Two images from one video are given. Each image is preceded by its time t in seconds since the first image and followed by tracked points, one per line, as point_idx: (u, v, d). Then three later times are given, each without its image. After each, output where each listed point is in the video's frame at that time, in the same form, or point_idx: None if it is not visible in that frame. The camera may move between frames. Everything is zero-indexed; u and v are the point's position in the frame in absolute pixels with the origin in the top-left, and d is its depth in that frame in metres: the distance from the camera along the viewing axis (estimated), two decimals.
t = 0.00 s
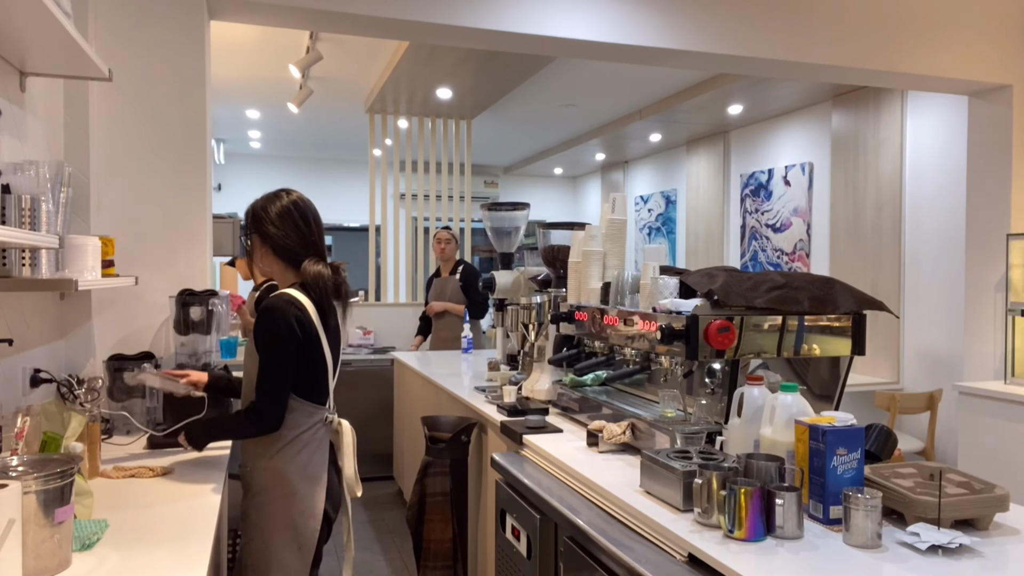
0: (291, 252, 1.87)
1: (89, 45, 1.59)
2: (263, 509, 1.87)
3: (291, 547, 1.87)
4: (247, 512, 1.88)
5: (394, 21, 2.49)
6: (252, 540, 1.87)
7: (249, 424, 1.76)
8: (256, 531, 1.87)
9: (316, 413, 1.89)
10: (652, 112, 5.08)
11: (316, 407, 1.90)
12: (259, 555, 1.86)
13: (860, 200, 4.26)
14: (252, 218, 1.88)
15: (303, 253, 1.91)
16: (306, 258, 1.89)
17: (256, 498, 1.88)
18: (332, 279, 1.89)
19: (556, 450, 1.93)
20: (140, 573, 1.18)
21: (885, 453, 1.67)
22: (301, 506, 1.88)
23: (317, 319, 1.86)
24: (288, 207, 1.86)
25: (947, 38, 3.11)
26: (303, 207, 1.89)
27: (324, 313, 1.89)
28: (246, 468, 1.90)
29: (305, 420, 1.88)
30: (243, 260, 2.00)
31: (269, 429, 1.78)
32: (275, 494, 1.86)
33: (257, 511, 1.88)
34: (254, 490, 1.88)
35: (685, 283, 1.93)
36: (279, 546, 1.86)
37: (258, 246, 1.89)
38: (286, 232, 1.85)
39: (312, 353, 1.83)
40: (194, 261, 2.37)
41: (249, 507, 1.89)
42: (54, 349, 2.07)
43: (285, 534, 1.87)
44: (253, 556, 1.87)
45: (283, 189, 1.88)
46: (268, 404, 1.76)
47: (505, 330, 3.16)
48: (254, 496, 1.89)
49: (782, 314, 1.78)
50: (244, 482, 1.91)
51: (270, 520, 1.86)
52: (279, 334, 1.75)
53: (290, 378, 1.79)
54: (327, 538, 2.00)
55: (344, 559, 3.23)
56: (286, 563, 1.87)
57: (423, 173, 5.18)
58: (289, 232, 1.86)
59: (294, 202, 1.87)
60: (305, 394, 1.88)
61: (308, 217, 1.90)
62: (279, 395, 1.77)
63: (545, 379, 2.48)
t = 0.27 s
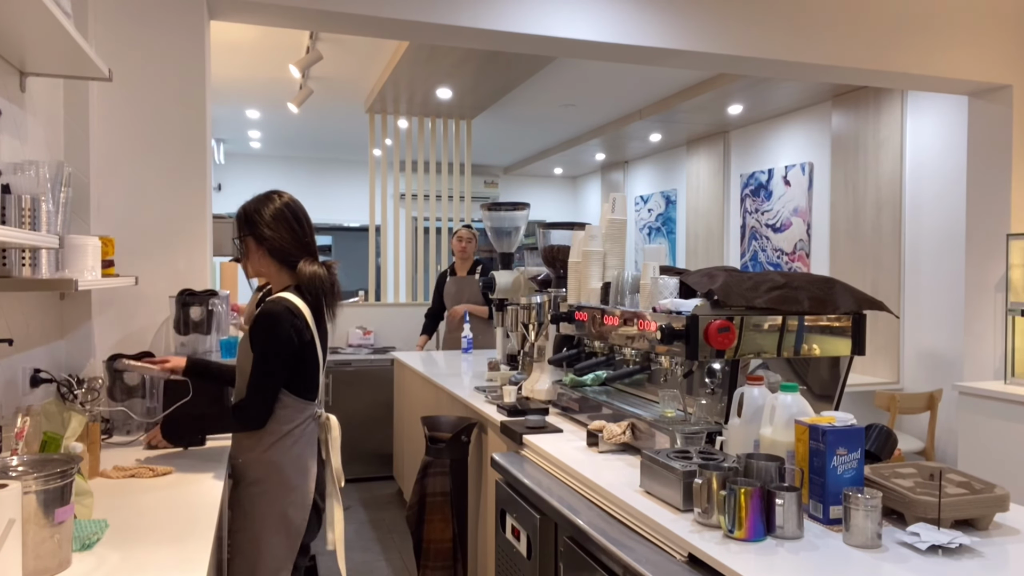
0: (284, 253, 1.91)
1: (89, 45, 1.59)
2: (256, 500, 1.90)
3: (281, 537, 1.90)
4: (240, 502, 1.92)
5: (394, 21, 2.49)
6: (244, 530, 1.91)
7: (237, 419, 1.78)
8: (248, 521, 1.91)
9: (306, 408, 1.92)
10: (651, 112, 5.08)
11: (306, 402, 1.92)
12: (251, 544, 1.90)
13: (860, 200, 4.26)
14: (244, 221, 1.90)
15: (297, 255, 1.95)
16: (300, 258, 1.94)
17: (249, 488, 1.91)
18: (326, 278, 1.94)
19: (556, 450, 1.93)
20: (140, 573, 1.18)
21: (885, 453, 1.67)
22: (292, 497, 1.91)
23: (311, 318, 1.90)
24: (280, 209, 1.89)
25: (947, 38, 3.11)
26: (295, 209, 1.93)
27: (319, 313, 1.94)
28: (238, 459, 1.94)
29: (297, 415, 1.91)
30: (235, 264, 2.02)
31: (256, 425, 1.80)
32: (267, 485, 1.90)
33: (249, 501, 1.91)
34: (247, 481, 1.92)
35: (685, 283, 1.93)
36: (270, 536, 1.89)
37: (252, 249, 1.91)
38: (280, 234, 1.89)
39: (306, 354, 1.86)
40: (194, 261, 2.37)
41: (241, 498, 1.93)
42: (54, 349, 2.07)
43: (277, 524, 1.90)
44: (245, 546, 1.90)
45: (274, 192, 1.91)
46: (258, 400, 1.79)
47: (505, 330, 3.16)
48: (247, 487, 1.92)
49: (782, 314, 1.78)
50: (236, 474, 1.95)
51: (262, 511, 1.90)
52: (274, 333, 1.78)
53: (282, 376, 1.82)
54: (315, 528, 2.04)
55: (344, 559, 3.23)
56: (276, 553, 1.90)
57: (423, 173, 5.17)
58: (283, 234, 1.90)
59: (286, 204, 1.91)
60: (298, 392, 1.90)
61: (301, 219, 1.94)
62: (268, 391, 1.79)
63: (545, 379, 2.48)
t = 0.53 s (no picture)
0: (283, 254, 1.92)
1: (89, 45, 1.59)
2: (262, 492, 1.91)
3: (288, 527, 1.94)
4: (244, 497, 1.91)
5: (394, 21, 2.49)
6: (250, 523, 1.91)
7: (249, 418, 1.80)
8: (253, 514, 1.91)
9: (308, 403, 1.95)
10: (651, 112, 5.08)
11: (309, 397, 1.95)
12: (258, 537, 1.90)
13: (860, 200, 4.26)
14: (239, 224, 1.90)
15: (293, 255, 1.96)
16: (298, 258, 1.95)
17: (253, 482, 1.91)
18: (323, 276, 1.97)
19: (555, 450, 1.93)
20: (141, 573, 1.18)
21: (885, 453, 1.67)
22: (298, 488, 1.94)
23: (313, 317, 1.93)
24: (275, 211, 1.90)
25: (947, 38, 3.11)
26: (288, 210, 1.94)
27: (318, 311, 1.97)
28: (240, 453, 1.94)
29: (299, 409, 1.93)
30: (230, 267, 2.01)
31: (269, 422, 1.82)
32: (274, 478, 1.91)
33: (255, 494, 1.91)
34: (251, 474, 1.92)
35: (685, 283, 1.93)
36: (279, 527, 1.91)
37: (249, 252, 1.92)
38: (277, 236, 1.90)
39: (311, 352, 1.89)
40: (194, 261, 2.37)
41: (245, 491, 1.92)
42: (54, 349, 2.07)
43: (283, 515, 1.92)
44: (251, 538, 1.90)
45: (266, 194, 1.92)
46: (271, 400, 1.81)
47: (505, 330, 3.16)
48: (250, 481, 1.91)
49: (782, 314, 1.78)
50: (237, 469, 1.93)
51: (268, 503, 1.91)
52: (282, 335, 1.80)
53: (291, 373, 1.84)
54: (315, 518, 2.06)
55: (344, 559, 3.23)
56: (284, 544, 1.92)
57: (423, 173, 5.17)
58: (280, 236, 1.91)
59: (279, 205, 1.91)
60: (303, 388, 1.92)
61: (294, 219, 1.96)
62: (280, 388, 1.81)
63: (545, 379, 2.48)
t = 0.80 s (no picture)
0: (285, 253, 1.92)
1: (89, 45, 1.60)
2: (271, 491, 1.88)
3: (297, 522, 1.94)
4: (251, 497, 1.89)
5: (394, 21, 2.49)
6: (259, 521, 1.88)
7: (268, 419, 1.77)
8: (262, 512, 1.88)
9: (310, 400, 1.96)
10: (651, 112, 5.08)
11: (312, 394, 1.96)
12: (268, 535, 1.88)
13: (860, 200, 4.26)
14: (240, 226, 1.88)
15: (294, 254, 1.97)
16: (299, 257, 1.97)
17: (261, 480, 1.88)
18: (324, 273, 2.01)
19: (555, 450, 1.93)
20: (140, 573, 1.17)
21: (885, 453, 1.67)
22: (306, 483, 1.95)
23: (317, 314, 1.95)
24: (276, 210, 1.90)
25: (947, 38, 3.11)
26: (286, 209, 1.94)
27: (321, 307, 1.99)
28: (245, 452, 1.90)
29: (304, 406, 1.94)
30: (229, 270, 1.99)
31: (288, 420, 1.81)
32: (283, 475, 1.89)
33: (263, 492, 1.89)
34: (259, 473, 1.88)
35: (685, 283, 1.93)
36: (289, 523, 1.91)
37: (252, 253, 1.91)
38: (279, 236, 1.90)
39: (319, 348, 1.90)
40: (194, 261, 2.37)
41: (253, 490, 1.89)
42: (54, 349, 2.07)
43: (293, 510, 1.92)
44: (261, 536, 1.88)
45: (263, 195, 1.91)
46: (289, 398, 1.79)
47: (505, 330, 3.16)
48: (257, 480, 1.89)
49: (782, 314, 1.78)
50: (242, 469, 1.90)
51: (277, 500, 1.89)
52: (294, 332, 1.79)
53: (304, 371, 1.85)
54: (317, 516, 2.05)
55: (344, 559, 3.23)
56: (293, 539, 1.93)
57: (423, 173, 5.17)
58: (281, 235, 1.91)
59: (278, 205, 1.91)
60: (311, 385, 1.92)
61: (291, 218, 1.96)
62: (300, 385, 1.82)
63: (545, 379, 2.49)
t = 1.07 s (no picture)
0: (291, 251, 1.92)
1: (89, 45, 1.60)
2: (281, 491, 1.89)
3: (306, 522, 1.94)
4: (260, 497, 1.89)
5: (394, 20, 2.49)
6: (268, 522, 1.88)
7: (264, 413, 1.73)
8: (271, 513, 1.88)
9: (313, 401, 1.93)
10: (651, 112, 5.09)
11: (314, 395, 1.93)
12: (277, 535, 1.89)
13: (860, 200, 4.26)
14: (246, 225, 1.87)
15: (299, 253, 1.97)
16: (304, 256, 1.97)
17: (270, 481, 1.88)
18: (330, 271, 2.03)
19: (555, 450, 1.93)
20: (140, 573, 1.18)
21: (885, 453, 1.67)
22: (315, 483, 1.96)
23: (324, 312, 1.95)
24: (282, 208, 1.90)
25: (947, 38, 3.11)
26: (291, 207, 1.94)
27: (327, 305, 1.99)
28: (253, 453, 1.89)
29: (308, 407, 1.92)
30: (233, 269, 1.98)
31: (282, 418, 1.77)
32: (292, 475, 1.90)
33: (272, 493, 1.89)
34: (268, 473, 1.88)
35: (685, 283, 1.93)
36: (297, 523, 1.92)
37: (259, 252, 1.90)
38: (286, 234, 1.90)
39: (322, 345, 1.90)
40: (194, 262, 2.37)
41: (261, 491, 1.89)
42: (54, 349, 2.08)
43: (302, 510, 1.93)
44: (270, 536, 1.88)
45: (268, 193, 1.92)
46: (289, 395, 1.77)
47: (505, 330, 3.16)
48: (266, 480, 1.89)
49: (782, 314, 1.78)
50: (250, 468, 1.89)
51: (286, 500, 1.90)
52: (302, 330, 1.79)
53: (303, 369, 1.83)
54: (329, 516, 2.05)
55: (344, 559, 3.23)
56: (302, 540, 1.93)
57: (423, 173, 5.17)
58: (288, 233, 1.92)
59: (284, 204, 1.92)
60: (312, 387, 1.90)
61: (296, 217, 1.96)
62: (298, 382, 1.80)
63: (545, 379, 2.49)
